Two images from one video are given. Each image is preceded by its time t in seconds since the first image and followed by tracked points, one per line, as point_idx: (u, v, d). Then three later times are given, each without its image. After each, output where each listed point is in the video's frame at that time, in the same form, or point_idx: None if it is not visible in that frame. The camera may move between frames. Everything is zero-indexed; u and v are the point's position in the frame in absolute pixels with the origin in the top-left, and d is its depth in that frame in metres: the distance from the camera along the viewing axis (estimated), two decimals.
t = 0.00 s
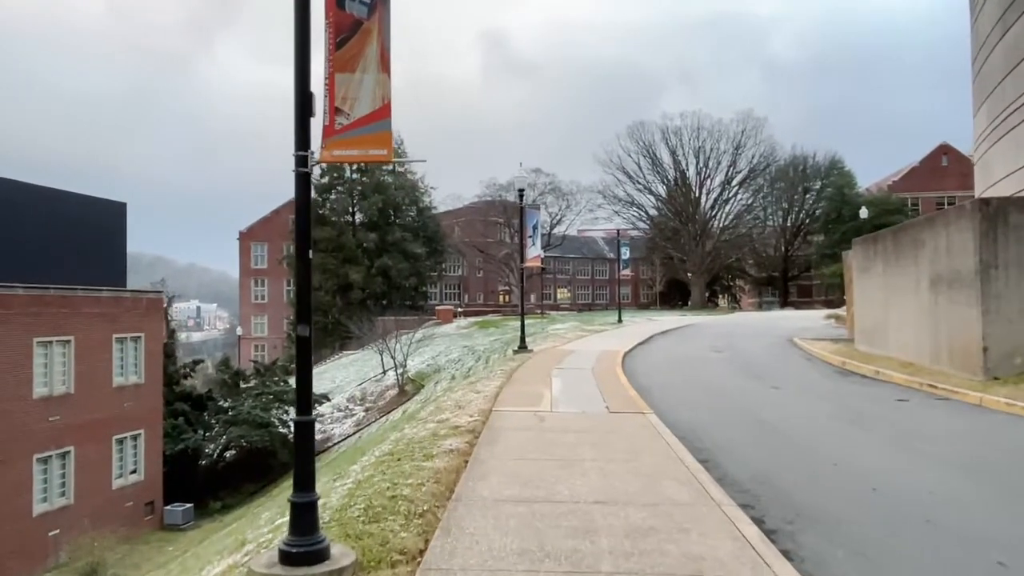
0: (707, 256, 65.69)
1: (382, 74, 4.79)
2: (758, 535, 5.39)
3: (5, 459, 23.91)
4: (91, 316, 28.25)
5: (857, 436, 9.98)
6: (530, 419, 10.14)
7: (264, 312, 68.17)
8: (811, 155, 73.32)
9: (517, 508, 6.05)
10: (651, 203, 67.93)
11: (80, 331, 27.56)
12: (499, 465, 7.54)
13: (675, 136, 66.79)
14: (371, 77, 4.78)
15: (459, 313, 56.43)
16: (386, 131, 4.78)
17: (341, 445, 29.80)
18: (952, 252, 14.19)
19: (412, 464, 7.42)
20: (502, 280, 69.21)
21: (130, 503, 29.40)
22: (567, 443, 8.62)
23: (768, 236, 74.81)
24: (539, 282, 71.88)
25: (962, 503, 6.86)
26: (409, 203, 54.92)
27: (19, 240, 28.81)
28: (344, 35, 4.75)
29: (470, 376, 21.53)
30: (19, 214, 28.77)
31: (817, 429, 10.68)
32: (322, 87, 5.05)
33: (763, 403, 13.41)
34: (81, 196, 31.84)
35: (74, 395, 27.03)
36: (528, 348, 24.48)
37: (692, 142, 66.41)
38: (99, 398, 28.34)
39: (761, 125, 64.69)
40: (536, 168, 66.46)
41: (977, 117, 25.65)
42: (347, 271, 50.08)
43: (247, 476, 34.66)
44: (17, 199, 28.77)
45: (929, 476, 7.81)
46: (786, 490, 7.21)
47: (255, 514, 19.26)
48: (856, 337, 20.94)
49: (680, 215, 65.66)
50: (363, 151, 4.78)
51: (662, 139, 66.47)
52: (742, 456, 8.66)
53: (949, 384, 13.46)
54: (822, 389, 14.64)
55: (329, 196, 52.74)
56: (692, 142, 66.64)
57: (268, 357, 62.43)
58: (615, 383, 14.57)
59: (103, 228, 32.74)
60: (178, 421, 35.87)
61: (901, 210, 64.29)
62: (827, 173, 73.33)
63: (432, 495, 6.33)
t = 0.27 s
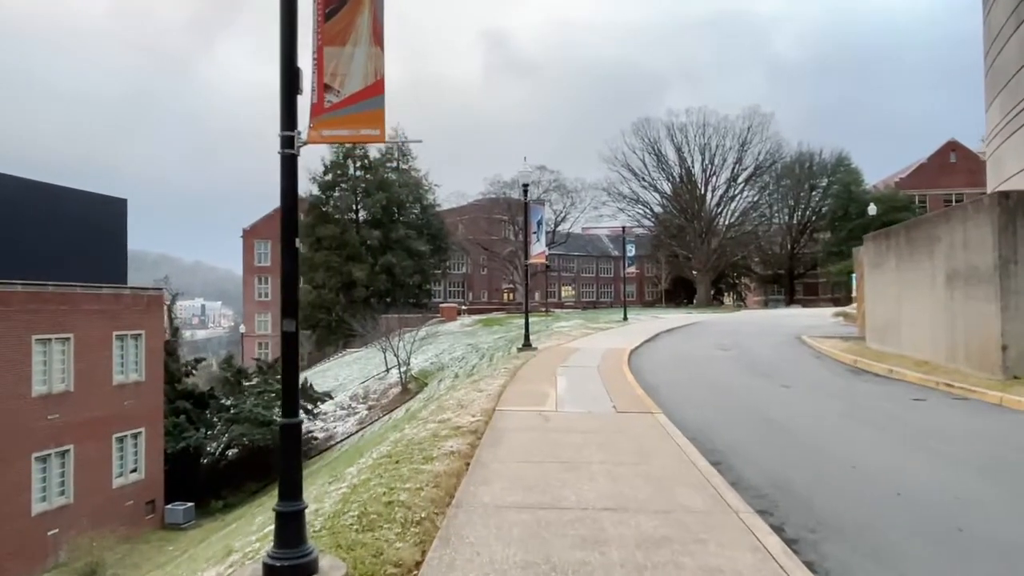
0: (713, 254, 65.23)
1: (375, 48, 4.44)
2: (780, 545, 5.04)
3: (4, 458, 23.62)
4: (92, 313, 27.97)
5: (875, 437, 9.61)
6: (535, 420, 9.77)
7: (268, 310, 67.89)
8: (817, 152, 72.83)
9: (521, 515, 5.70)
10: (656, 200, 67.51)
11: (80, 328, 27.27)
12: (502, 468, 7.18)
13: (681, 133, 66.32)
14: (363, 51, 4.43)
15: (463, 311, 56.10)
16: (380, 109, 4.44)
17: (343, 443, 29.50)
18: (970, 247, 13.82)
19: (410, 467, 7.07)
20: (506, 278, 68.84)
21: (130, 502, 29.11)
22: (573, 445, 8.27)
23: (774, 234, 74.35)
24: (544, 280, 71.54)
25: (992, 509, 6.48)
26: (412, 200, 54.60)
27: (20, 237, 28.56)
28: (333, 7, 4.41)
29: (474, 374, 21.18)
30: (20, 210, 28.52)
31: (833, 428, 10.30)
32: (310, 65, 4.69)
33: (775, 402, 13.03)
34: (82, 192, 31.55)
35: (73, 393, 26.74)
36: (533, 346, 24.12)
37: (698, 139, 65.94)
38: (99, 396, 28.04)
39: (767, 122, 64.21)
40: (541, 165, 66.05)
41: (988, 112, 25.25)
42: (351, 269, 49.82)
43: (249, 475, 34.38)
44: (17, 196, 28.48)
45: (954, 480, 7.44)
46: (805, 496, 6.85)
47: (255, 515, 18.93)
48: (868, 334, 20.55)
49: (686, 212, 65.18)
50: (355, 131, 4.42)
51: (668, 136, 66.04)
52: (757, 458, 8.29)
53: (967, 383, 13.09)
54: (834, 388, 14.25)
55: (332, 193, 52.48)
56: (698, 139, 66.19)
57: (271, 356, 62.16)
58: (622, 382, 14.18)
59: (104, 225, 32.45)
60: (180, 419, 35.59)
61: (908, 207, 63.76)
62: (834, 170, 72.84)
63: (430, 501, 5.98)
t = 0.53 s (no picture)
0: (717, 253, 64.85)
1: (366, 33, 4.11)
2: (801, 567, 4.71)
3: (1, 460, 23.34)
4: (91, 313, 27.67)
5: (891, 444, 9.29)
6: (539, 426, 9.43)
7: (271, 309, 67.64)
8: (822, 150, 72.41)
9: (525, 533, 5.35)
10: (660, 198, 67.14)
11: (78, 329, 26.98)
12: (505, 479, 6.85)
13: (685, 131, 65.89)
14: (351, 37, 4.09)
15: (466, 309, 55.76)
16: (371, 100, 4.11)
17: (345, 444, 29.23)
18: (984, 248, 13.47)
19: (407, 479, 6.74)
20: (509, 276, 68.51)
21: (130, 504, 28.82)
22: (579, 454, 7.94)
23: (779, 232, 73.93)
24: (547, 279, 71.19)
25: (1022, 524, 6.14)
26: (415, 199, 54.29)
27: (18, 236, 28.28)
28: None
29: (476, 375, 20.86)
30: (18, 209, 28.26)
31: (848, 434, 9.95)
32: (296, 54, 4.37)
33: (785, 406, 12.68)
34: (81, 191, 31.28)
35: (72, 394, 26.45)
36: (537, 346, 23.78)
37: (702, 136, 65.49)
38: (99, 397, 27.76)
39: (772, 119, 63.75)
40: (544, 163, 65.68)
41: (999, 109, 24.88)
42: (353, 267, 49.57)
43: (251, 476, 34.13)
44: (15, 195, 28.21)
45: (979, 490, 7.12)
46: (826, 510, 6.51)
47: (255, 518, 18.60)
48: (877, 335, 20.18)
49: (690, 210, 64.79)
50: (343, 124, 4.07)
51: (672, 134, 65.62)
52: (771, 467, 7.94)
53: (982, 386, 12.75)
54: (845, 390, 13.92)
55: (335, 191, 52.15)
56: (702, 137, 65.75)
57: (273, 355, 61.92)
58: (628, 384, 13.83)
59: (104, 224, 32.19)
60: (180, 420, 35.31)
61: (914, 205, 63.30)
62: (839, 168, 72.42)
63: (428, 517, 5.65)
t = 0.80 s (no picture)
0: (722, 252, 64.43)
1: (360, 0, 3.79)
2: None
3: None
4: (90, 311, 27.38)
5: (911, 446, 8.94)
6: (545, 428, 9.08)
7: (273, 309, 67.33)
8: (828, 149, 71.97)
9: (533, 543, 5.00)
10: (664, 197, 66.78)
11: (77, 328, 26.69)
12: (510, 484, 6.50)
13: (689, 129, 65.46)
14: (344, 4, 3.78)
15: (469, 309, 55.43)
16: (366, 71, 3.79)
17: (347, 445, 28.91)
18: (1004, 245, 13.09)
19: (407, 484, 6.38)
20: (512, 276, 68.15)
21: (130, 505, 28.53)
22: (587, 457, 7.58)
23: (783, 232, 73.49)
24: (550, 278, 70.84)
25: None
26: (419, 198, 53.95)
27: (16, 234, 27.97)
28: None
29: (479, 375, 20.50)
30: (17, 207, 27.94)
31: (864, 436, 9.60)
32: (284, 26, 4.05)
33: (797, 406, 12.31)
34: (80, 188, 30.95)
35: (71, 393, 26.16)
36: (541, 346, 23.41)
37: (707, 135, 65.06)
38: (99, 397, 27.48)
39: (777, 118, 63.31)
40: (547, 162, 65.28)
41: (1011, 104, 24.47)
42: (356, 267, 49.25)
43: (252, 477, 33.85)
44: (14, 193, 27.87)
45: (1008, 496, 6.77)
46: (852, 519, 6.16)
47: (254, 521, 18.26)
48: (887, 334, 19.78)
49: (694, 209, 64.39)
50: (334, 98, 3.77)
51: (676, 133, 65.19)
52: (788, 471, 7.61)
53: (1001, 387, 12.39)
54: (858, 390, 13.57)
55: (338, 190, 51.81)
56: (707, 136, 65.28)
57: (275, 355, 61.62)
58: (635, 384, 13.45)
59: (103, 221, 31.89)
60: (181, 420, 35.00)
61: (920, 204, 62.87)
62: (844, 167, 71.99)
63: (429, 525, 5.31)
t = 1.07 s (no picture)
0: (727, 252, 63.93)
1: None
2: None
3: None
4: (89, 312, 27.07)
5: (936, 454, 8.56)
6: (551, 435, 8.68)
7: (275, 308, 66.96)
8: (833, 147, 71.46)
9: (541, 566, 4.63)
10: (669, 196, 66.31)
11: (76, 329, 26.38)
12: (515, 499, 6.11)
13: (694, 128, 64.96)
14: None
15: (472, 308, 55.01)
16: (355, 52, 3.68)
17: (349, 446, 28.54)
18: None
19: (407, 498, 6.00)
20: (516, 275, 67.71)
21: (129, 507, 28.21)
22: (597, 468, 7.20)
23: (788, 231, 72.96)
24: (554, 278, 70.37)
25: None
26: (422, 197, 53.57)
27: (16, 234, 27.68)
28: None
29: (482, 377, 20.10)
30: (16, 206, 27.64)
31: (884, 444, 9.19)
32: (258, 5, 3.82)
33: (811, 410, 11.91)
34: (80, 186, 30.64)
35: (69, 395, 25.84)
36: (545, 347, 23.00)
37: (711, 133, 64.55)
38: (97, 398, 27.16)
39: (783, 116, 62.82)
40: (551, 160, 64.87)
41: None
42: (359, 266, 48.88)
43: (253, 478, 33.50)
44: (14, 193, 27.63)
45: None
46: (882, 535, 5.76)
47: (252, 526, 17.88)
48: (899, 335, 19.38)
49: (699, 208, 63.92)
50: (319, 81, 3.62)
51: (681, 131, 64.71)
52: (809, 483, 7.24)
53: None
54: (874, 394, 13.17)
55: (340, 189, 51.49)
56: (712, 134, 64.75)
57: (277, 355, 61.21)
58: (643, 388, 13.05)
59: (103, 220, 31.59)
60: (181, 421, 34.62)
61: (926, 202, 62.36)
62: (850, 166, 71.50)
63: (427, 546, 4.93)
